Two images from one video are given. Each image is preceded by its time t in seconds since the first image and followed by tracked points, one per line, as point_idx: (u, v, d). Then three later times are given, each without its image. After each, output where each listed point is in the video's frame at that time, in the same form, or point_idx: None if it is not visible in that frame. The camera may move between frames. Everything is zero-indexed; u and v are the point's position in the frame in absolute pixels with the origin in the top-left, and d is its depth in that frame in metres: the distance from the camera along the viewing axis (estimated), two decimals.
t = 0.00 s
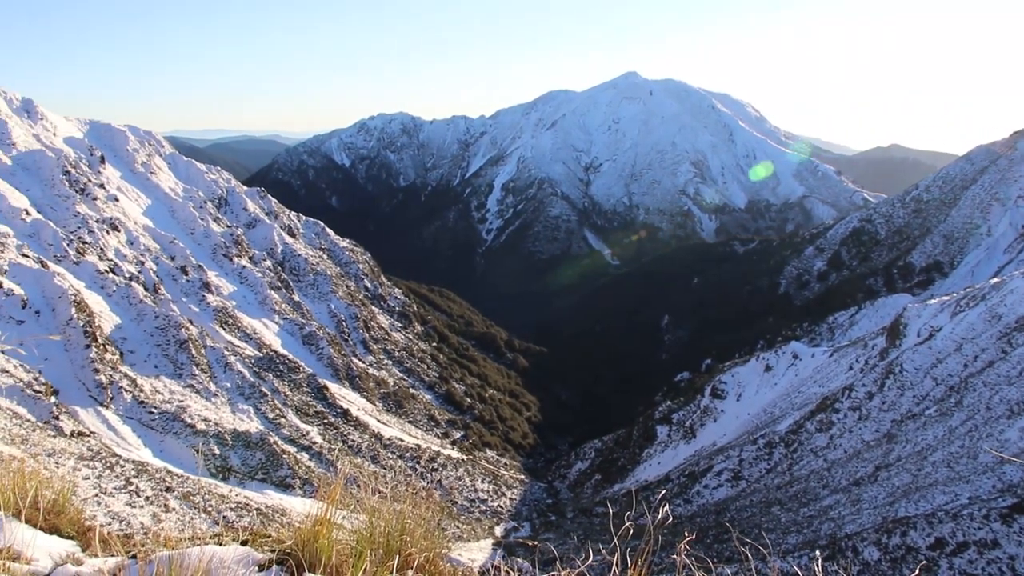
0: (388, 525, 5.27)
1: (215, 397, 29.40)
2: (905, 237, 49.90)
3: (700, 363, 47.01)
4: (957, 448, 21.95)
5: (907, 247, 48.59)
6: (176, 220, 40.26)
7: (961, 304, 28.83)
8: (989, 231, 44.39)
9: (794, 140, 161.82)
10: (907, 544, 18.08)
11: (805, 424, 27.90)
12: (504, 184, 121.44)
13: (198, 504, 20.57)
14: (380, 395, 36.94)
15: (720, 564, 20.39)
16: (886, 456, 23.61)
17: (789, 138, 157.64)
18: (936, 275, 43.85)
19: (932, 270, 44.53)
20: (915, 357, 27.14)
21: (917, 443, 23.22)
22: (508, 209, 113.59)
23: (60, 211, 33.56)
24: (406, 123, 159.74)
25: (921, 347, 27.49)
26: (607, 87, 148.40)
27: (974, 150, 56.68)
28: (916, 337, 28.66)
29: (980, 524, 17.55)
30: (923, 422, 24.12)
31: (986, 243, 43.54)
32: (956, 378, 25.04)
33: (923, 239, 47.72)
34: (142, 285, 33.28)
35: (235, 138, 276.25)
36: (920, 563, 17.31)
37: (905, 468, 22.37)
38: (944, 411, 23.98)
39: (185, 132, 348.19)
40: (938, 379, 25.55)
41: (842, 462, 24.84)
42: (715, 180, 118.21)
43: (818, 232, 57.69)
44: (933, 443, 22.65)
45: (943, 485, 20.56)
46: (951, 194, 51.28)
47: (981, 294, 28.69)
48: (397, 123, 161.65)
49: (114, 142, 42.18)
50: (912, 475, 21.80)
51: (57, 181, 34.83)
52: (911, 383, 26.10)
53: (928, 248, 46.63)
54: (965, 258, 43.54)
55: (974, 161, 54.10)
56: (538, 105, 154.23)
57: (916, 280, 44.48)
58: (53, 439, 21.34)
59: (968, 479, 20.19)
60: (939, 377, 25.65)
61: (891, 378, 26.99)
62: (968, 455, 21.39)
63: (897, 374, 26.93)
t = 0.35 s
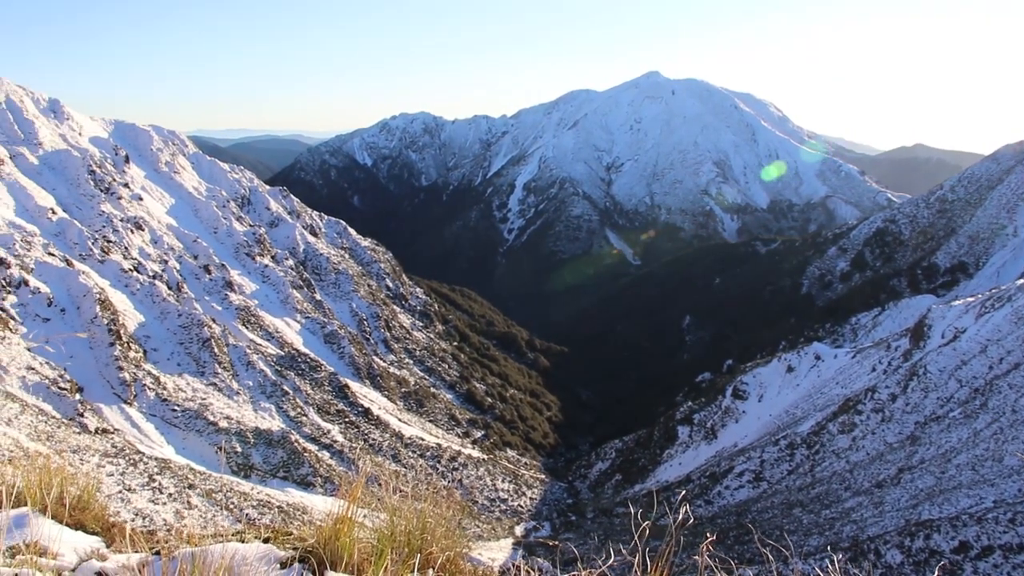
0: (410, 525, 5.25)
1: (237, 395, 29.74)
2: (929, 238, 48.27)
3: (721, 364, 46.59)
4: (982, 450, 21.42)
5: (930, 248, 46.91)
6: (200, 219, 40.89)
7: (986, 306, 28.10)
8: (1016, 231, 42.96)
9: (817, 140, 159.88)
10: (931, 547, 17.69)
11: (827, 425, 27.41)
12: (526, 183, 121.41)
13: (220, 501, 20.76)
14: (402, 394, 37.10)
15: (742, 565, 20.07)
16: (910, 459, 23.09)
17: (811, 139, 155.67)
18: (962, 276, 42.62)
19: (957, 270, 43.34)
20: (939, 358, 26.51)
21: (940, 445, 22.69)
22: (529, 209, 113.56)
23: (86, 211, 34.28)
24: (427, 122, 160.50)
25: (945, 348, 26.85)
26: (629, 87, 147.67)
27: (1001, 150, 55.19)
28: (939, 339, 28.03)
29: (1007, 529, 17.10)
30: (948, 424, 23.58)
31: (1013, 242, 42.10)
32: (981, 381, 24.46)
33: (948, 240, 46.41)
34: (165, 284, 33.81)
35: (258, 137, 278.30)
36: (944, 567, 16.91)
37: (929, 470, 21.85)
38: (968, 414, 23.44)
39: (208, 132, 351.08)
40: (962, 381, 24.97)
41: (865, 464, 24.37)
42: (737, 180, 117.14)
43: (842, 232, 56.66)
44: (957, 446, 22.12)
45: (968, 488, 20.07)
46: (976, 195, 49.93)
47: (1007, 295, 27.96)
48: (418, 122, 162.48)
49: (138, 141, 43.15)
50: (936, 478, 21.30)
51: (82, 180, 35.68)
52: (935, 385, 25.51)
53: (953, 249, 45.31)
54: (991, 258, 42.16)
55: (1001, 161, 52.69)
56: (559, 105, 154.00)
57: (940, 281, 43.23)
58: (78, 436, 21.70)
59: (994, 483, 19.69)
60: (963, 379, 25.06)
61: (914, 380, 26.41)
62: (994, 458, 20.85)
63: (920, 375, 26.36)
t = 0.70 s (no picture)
0: (429, 524, 5.24)
1: (259, 393, 30.08)
2: (953, 238, 46.59)
3: (743, 364, 46.10)
4: (1008, 453, 20.85)
5: (955, 249, 45.43)
6: (222, 218, 41.49)
7: (1014, 306, 27.30)
8: None
9: (840, 139, 157.56)
10: (954, 551, 17.31)
11: (849, 427, 26.93)
12: (547, 183, 121.29)
13: (242, 499, 20.91)
14: (422, 393, 37.26)
15: (762, 567, 19.82)
16: (933, 461, 22.56)
17: (835, 138, 153.37)
18: (988, 277, 41.07)
19: (981, 272, 41.86)
20: (964, 360, 25.88)
21: (965, 448, 22.14)
22: (550, 208, 113.44)
23: (110, 210, 34.96)
24: (449, 122, 161.34)
25: (970, 349, 26.18)
26: (651, 86, 146.80)
27: None
28: (964, 340, 27.34)
29: None
30: (972, 427, 23.00)
31: None
32: (1007, 382, 23.83)
33: (973, 240, 44.78)
34: (189, 282, 34.33)
35: (283, 135, 279.78)
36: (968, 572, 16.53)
37: (953, 473, 21.33)
38: (994, 416, 22.85)
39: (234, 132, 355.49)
40: (988, 384, 24.35)
41: (887, 466, 23.85)
42: (760, 180, 115.82)
43: (865, 232, 55.47)
44: (982, 449, 21.56)
45: (994, 491, 19.56)
46: (1003, 193, 47.57)
47: None
48: (440, 122, 163.25)
49: (162, 141, 43.99)
50: (960, 481, 20.78)
51: (107, 179, 36.42)
52: (959, 387, 24.91)
53: (978, 250, 43.75)
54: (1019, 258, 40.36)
55: None
56: (581, 104, 153.61)
57: (964, 282, 41.64)
58: (102, 433, 22.06)
59: (1020, 486, 19.17)
60: (989, 382, 24.43)
61: (938, 382, 25.81)
62: (1021, 461, 20.30)
63: (944, 377, 25.76)
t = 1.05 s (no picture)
0: (447, 524, 5.24)
1: (277, 392, 30.33)
2: (975, 238, 45.63)
3: (761, 365, 45.66)
4: None
5: (976, 249, 44.50)
6: (241, 217, 41.96)
7: None
8: None
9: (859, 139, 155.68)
10: (975, 555, 16.92)
11: (868, 428, 26.51)
12: (565, 182, 121.18)
13: (259, 497, 21.12)
14: (439, 392, 37.38)
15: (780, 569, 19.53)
16: (953, 463, 22.03)
17: (854, 138, 151.57)
18: (1010, 277, 40.16)
19: (1003, 272, 40.97)
20: (985, 362, 25.35)
21: (986, 450, 21.59)
22: (568, 208, 113.26)
23: (131, 209, 35.51)
24: (467, 122, 162.02)
25: (991, 351, 25.66)
26: (669, 86, 146.05)
27: None
28: (986, 342, 26.78)
29: None
30: (994, 429, 22.45)
31: None
32: None
33: (995, 241, 43.72)
34: (208, 281, 34.76)
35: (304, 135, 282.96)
36: None
37: (973, 476, 20.78)
38: (1017, 418, 22.27)
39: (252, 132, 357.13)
40: (1010, 386, 23.81)
41: (906, 468, 23.33)
42: (778, 180, 114.69)
43: (885, 233, 54.55)
44: (1004, 451, 20.98)
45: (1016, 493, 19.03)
46: None
47: None
48: (458, 122, 163.83)
49: (182, 141, 44.65)
50: (981, 483, 20.23)
51: (127, 179, 37.02)
52: (981, 389, 24.42)
53: (1000, 251, 42.82)
54: None
55: None
56: (599, 104, 153.26)
57: (986, 283, 40.81)
58: (122, 430, 22.37)
59: None
60: (1011, 383, 23.90)
61: (958, 383, 25.32)
62: None
63: (965, 379, 25.26)
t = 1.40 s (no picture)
0: (468, 524, 5.23)
1: (297, 390, 30.65)
2: (1000, 239, 44.13)
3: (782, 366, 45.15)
4: None
5: (1002, 250, 42.72)
6: (263, 216, 42.44)
7: None
8: None
9: (882, 138, 153.18)
10: (999, 559, 16.48)
11: (890, 430, 26.03)
12: (586, 182, 120.82)
13: (280, 495, 21.34)
14: (459, 391, 37.45)
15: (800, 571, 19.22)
16: (977, 467, 21.51)
17: (877, 138, 149.17)
18: None
19: None
20: (1011, 364, 24.73)
21: (1011, 453, 21.04)
22: (589, 208, 112.91)
23: (154, 208, 36.10)
24: (488, 122, 162.38)
25: (1017, 352, 24.99)
26: (691, 85, 144.89)
27: None
28: (1012, 343, 26.11)
29: None
30: (1019, 431, 21.88)
31: None
32: None
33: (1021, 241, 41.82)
34: (229, 280, 35.23)
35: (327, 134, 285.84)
36: None
37: (998, 479, 20.26)
38: None
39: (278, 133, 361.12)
40: None
41: (929, 471, 22.83)
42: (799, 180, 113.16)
43: (907, 235, 53.03)
44: None
45: None
46: None
47: None
48: (479, 121, 164.24)
49: (205, 141, 45.45)
50: (1007, 487, 19.72)
51: (150, 178, 37.67)
52: (1007, 391, 23.83)
53: None
54: None
55: None
56: (619, 103, 152.60)
57: (1011, 284, 39.21)
58: (145, 427, 22.73)
59: None
60: None
61: (983, 386, 24.76)
62: None
63: (990, 382, 24.69)
